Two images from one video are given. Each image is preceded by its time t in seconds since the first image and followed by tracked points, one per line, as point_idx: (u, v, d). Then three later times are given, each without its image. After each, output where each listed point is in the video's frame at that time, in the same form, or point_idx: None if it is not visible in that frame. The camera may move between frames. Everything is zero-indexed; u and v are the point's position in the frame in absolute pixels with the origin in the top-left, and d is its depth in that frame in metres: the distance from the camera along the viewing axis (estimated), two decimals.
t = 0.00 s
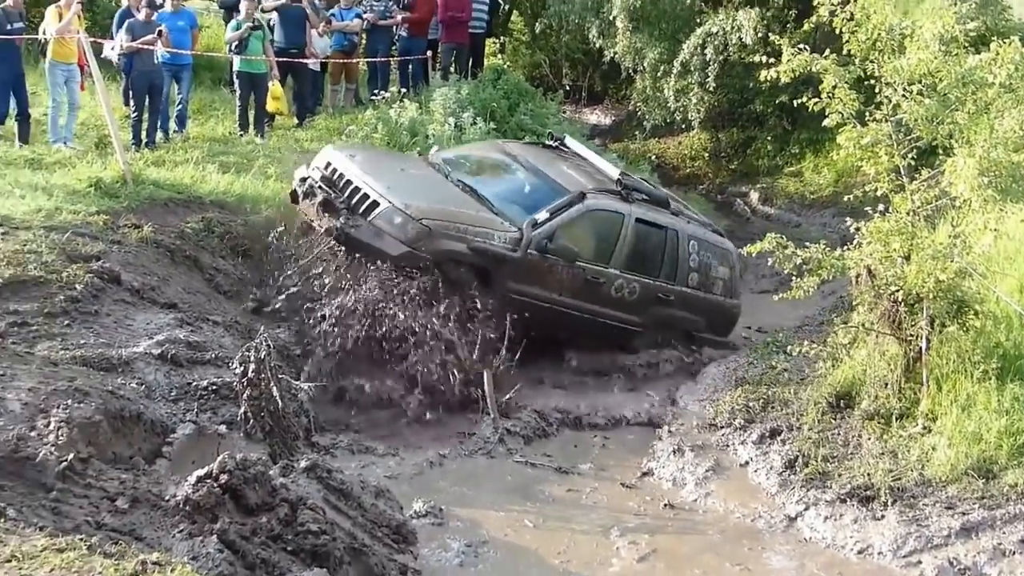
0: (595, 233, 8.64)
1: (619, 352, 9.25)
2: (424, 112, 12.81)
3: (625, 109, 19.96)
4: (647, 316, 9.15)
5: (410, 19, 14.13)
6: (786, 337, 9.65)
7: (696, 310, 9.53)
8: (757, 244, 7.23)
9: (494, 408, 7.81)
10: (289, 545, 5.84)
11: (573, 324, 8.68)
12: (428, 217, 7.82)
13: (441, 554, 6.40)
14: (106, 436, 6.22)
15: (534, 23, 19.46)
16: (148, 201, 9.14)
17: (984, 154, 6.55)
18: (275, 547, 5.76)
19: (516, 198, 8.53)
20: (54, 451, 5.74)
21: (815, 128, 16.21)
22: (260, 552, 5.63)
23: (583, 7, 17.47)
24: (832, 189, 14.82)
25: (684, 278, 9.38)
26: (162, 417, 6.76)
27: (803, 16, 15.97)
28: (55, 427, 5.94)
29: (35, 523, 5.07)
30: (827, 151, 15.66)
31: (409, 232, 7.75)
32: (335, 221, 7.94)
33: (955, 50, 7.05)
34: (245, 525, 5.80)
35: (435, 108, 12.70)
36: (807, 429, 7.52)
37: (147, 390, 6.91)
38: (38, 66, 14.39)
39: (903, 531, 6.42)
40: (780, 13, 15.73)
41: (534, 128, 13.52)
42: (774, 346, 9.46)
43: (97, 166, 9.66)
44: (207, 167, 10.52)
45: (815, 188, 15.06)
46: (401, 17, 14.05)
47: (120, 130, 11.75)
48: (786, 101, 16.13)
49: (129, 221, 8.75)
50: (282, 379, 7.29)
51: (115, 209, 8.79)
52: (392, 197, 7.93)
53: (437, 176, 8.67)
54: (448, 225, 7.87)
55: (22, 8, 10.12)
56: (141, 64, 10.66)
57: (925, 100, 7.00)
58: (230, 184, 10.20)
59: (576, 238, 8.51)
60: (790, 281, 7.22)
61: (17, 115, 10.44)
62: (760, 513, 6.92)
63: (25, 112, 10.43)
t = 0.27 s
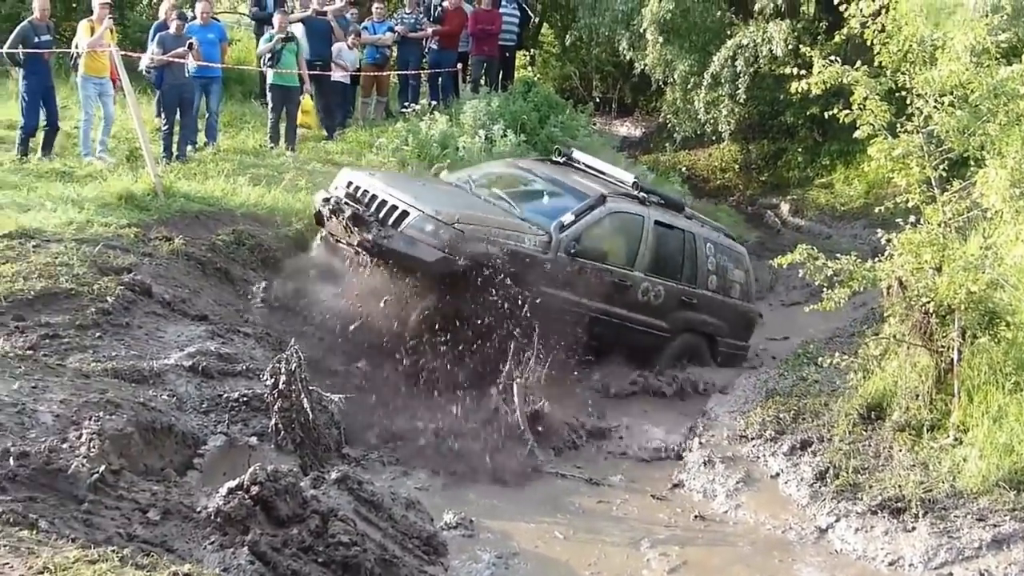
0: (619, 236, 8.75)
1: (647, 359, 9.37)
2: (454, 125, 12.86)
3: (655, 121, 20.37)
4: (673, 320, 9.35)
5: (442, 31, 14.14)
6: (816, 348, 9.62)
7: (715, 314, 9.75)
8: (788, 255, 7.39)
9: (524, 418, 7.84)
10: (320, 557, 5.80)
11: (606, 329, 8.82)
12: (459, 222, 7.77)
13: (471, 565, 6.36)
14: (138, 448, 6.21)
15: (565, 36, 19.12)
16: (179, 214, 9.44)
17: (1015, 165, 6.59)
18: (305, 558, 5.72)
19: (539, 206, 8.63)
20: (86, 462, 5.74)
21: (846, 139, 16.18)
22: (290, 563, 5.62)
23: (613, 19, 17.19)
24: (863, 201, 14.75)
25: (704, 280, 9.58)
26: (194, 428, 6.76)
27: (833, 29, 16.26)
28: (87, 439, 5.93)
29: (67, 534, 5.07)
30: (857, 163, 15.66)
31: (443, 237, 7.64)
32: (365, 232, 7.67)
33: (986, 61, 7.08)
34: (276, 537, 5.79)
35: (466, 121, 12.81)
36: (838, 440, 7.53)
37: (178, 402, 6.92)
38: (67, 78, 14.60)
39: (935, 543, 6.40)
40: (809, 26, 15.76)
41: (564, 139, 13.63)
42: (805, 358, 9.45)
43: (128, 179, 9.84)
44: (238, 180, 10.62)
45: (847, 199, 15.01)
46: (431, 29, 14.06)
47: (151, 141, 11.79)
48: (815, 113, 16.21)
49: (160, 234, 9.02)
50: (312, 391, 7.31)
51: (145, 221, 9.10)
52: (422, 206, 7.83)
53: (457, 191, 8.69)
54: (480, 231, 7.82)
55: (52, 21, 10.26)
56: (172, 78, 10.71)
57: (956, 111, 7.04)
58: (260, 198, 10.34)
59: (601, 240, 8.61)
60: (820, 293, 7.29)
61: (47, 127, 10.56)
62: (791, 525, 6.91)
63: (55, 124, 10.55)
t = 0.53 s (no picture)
0: (632, 265, 8.56)
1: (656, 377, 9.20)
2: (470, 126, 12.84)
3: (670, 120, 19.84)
4: (678, 341, 9.06)
5: (454, 32, 14.15)
6: (831, 349, 9.61)
7: (725, 330, 9.50)
8: (804, 255, 7.39)
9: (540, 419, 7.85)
10: (335, 556, 5.76)
11: (608, 354, 8.58)
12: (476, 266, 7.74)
13: (487, 565, 6.35)
14: (153, 448, 6.22)
15: (580, 36, 19.23)
16: (195, 214, 9.54)
17: None
18: (321, 557, 5.69)
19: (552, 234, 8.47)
20: (102, 462, 5.74)
21: (861, 141, 16.03)
22: (306, 562, 5.58)
23: (629, 19, 17.25)
24: (878, 201, 14.71)
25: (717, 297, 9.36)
26: (209, 428, 6.76)
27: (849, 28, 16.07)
28: (104, 438, 5.94)
29: (83, 533, 5.07)
30: (874, 163, 15.54)
31: (457, 282, 7.64)
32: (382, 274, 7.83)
33: (1003, 62, 7.02)
34: (292, 536, 5.77)
35: (481, 122, 12.79)
36: (854, 441, 7.54)
37: (194, 402, 6.92)
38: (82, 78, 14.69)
39: (950, 543, 6.40)
40: (825, 25, 15.60)
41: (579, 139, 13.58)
42: (821, 358, 9.45)
43: (144, 180, 9.91)
44: (253, 180, 10.66)
45: (861, 199, 14.95)
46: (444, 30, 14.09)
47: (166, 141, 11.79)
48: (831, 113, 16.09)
49: (175, 234, 9.13)
50: (327, 391, 7.31)
51: (161, 221, 9.18)
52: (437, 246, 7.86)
53: (470, 219, 8.60)
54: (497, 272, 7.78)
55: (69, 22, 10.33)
56: (189, 78, 10.72)
57: (972, 111, 7.02)
58: (276, 199, 10.40)
59: (615, 271, 8.43)
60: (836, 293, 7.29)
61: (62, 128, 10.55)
62: (806, 525, 6.91)
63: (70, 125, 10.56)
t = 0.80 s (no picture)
0: (635, 269, 8.52)
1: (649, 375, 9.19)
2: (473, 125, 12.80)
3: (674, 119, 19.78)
4: (678, 341, 9.02)
5: (454, 32, 14.15)
6: (835, 346, 9.61)
7: (720, 325, 9.42)
8: (808, 254, 7.33)
9: (542, 418, 7.87)
10: (339, 555, 5.77)
11: (608, 358, 8.56)
12: (489, 280, 7.62)
13: (490, 564, 6.35)
14: (157, 447, 6.22)
15: (582, 35, 19.33)
16: (198, 213, 9.53)
17: None
18: (325, 556, 5.69)
19: (553, 239, 8.38)
20: (105, 461, 5.74)
21: (865, 138, 16.08)
22: (310, 561, 5.58)
23: (631, 17, 17.48)
24: (881, 199, 14.79)
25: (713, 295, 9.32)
26: (213, 427, 6.76)
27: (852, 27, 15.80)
28: (107, 437, 5.93)
29: (87, 532, 5.07)
30: (876, 161, 15.60)
31: (471, 297, 7.54)
32: (390, 295, 7.64)
33: (1006, 59, 7.00)
34: (296, 535, 5.77)
35: (483, 123, 12.65)
36: (857, 439, 7.54)
37: (197, 400, 6.92)
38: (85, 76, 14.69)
39: (954, 541, 6.40)
40: (828, 24, 15.48)
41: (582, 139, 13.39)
42: (824, 356, 9.44)
43: (147, 178, 9.92)
44: (256, 178, 10.65)
45: (865, 198, 15.01)
46: (444, 30, 14.09)
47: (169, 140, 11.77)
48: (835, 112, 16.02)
49: (178, 232, 9.16)
50: (331, 390, 7.32)
51: (163, 221, 9.20)
52: (447, 261, 7.68)
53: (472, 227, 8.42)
54: (509, 285, 7.68)
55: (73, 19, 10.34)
56: (191, 76, 10.69)
57: (976, 109, 7.01)
58: (279, 196, 10.38)
59: (619, 276, 8.40)
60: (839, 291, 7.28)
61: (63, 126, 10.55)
62: (810, 523, 6.91)
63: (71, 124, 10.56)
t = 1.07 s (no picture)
0: (622, 268, 8.47)
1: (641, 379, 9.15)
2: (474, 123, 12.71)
3: (676, 117, 19.55)
4: (665, 342, 8.95)
5: (453, 32, 14.20)
6: (836, 345, 9.61)
7: (708, 327, 9.30)
8: (809, 252, 7.34)
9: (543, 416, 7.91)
10: (341, 553, 5.77)
11: (593, 358, 8.52)
12: (470, 276, 7.60)
13: (492, 562, 6.36)
14: (158, 445, 6.22)
15: (585, 32, 19.41)
16: (200, 210, 9.53)
17: None
18: (327, 555, 5.69)
19: (540, 236, 8.33)
20: (107, 459, 5.74)
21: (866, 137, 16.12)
22: (312, 559, 5.58)
23: (633, 16, 17.46)
24: (882, 198, 14.81)
25: (704, 296, 9.23)
26: (214, 425, 6.75)
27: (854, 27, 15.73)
28: (109, 435, 5.93)
29: (89, 530, 5.07)
30: (878, 159, 15.65)
31: (451, 293, 7.52)
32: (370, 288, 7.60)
33: (1008, 58, 6.97)
34: (298, 533, 5.77)
35: (487, 120, 12.67)
36: (858, 438, 7.53)
37: (199, 398, 6.92)
38: (87, 74, 14.70)
39: (955, 540, 6.40)
40: (830, 22, 15.48)
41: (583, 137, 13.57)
42: (825, 354, 9.44)
43: (149, 176, 9.93)
44: (258, 176, 10.64)
45: (866, 197, 15.00)
46: (443, 30, 14.14)
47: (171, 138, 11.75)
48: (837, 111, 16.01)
49: (179, 230, 9.17)
50: (332, 387, 7.33)
51: (165, 219, 9.19)
52: (427, 256, 7.67)
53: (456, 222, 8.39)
54: (490, 282, 7.67)
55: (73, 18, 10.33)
56: (193, 75, 10.72)
57: (978, 108, 7.00)
58: (280, 194, 10.37)
59: (605, 275, 8.35)
60: (840, 290, 7.29)
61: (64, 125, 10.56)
62: (811, 522, 6.91)
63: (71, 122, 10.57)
